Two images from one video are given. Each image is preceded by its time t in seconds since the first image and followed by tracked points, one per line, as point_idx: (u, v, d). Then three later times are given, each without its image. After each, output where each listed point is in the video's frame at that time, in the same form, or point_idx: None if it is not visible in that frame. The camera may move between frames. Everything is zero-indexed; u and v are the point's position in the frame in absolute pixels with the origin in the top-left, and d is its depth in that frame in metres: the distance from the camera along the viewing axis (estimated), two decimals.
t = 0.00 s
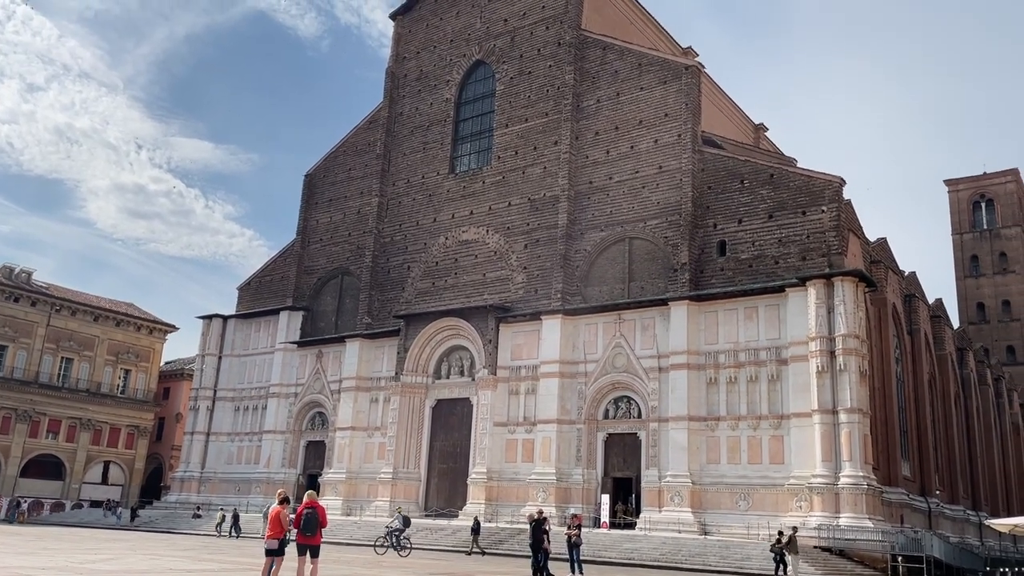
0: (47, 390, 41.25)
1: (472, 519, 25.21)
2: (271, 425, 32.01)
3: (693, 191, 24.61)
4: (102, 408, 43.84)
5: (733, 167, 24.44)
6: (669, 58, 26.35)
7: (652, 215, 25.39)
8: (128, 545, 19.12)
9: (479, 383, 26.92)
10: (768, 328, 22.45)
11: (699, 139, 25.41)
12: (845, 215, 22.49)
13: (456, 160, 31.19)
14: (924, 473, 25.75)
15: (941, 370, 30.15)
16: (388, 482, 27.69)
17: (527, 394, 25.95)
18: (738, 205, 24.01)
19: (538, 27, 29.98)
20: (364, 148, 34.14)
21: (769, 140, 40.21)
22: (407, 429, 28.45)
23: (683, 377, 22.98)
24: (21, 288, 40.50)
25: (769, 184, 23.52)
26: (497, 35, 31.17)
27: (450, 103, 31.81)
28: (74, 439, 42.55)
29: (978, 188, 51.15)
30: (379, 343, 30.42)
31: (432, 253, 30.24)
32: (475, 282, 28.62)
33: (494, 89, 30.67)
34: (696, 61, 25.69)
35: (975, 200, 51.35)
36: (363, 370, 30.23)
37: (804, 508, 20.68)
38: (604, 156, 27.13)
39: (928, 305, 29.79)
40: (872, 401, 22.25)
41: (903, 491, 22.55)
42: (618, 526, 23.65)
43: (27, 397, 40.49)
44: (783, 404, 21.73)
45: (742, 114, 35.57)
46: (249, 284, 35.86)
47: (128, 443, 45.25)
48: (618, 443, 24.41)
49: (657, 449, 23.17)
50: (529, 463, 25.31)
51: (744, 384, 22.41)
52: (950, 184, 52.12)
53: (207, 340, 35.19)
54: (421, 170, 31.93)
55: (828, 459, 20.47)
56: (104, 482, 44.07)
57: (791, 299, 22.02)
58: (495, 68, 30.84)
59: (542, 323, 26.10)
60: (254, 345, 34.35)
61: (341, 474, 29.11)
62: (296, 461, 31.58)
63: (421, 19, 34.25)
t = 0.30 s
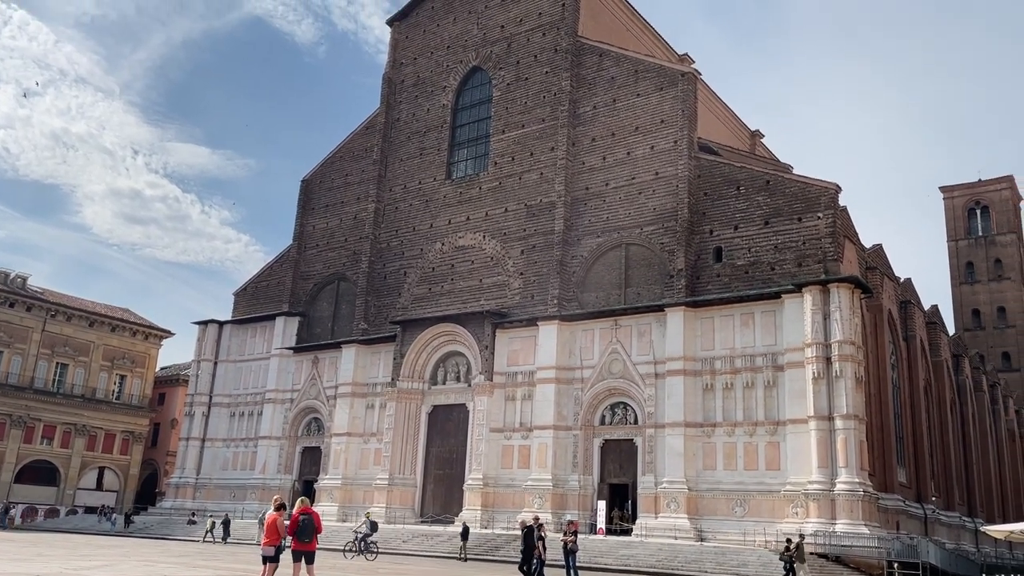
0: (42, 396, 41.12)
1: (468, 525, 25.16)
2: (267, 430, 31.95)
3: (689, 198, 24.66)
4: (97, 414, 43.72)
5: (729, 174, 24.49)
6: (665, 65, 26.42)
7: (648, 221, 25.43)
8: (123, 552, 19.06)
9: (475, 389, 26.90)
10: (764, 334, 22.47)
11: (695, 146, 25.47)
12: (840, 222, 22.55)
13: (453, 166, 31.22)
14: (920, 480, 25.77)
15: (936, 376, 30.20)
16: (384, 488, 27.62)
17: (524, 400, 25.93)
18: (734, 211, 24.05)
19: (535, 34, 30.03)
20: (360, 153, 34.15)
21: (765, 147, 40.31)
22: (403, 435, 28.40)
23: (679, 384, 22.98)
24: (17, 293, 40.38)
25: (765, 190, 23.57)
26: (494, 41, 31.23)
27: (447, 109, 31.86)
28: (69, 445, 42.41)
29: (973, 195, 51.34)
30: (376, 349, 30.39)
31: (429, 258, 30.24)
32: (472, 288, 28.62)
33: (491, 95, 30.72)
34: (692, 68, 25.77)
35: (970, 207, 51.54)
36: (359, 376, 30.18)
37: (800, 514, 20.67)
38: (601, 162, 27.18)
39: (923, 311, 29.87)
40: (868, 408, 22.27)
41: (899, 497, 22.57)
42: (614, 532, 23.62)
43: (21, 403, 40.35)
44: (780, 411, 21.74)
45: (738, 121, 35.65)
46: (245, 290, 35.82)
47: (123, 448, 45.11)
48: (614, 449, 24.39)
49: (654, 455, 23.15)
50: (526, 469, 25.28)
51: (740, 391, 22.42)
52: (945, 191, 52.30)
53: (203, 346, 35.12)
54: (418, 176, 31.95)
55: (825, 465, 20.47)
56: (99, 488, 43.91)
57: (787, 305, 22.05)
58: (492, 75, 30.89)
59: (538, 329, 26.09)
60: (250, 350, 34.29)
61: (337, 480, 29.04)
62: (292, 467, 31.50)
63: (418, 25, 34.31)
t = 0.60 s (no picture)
0: (37, 402, 40.99)
1: (465, 532, 25.09)
2: (263, 436, 31.86)
3: (686, 204, 24.69)
4: (92, 419, 43.57)
5: (726, 180, 24.52)
6: (662, 72, 26.48)
7: (644, 227, 25.45)
8: (117, 558, 18.99)
9: (472, 395, 26.86)
10: (760, 340, 22.47)
11: (691, 152, 25.51)
12: (836, 228, 22.59)
13: (449, 171, 31.24)
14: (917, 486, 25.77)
15: (933, 383, 30.23)
16: (380, 494, 27.54)
17: (520, 406, 25.90)
18: (730, 217, 24.07)
19: (531, 40, 30.08)
20: (357, 159, 34.15)
21: (761, 153, 40.38)
22: (399, 442, 28.33)
23: (676, 390, 22.96)
24: (12, 299, 40.28)
25: (761, 197, 23.61)
26: (490, 47, 31.28)
27: (444, 115, 31.88)
28: (63, 451, 42.25)
29: (969, 202, 51.49)
30: (372, 355, 30.35)
31: (425, 264, 30.23)
32: (468, 293, 28.60)
33: (488, 101, 30.75)
34: (688, 75, 25.84)
35: (965, 214, 51.67)
36: (355, 382, 30.12)
37: (796, 521, 20.65)
38: (597, 169, 27.20)
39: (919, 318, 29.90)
40: (864, 414, 22.27)
41: (895, 504, 22.57)
42: (611, 539, 23.58)
43: (16, 408, 40.20)
44: (776, 417, 21.74)
45: (734, 128, 35.79)
46: (241, 295, 35.75)
47: (118, 455, 44.95)
48: (611, 456, 24.36)
49: (650, 461, 23.13)
50: (522, 475, 25.23)
51: (737, 397, 22.42)
52: (940, 198, 52.42)
53: (199, 351, 35.05)
54: (414, 181, 31.96)
55: (821, 471, 20.46)
56: (94, 494, 43.73)
57: (784, 311, 22.06)
58: (488, 81, 30.93)
59: (534, 335, 26.08)
60: (246, 356, 34.22)
61: (333, 487, 28.94)
62: (288, 473, 31.41)
63: (415, 31, 34.34)
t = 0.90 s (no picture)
0: (33, 408, 40.89)
1: (461, 538, 25.05)
2: (259, 442, 31.81)
3: (682, 210, 24.75)
4: (87, 425, 43.47)
5: (722, 187, 24.59)
6: (658, 79, 26.57)
7: (641, 233, 25.49)
8: (111, 565, 18.95)
9: (468, 401, 26.85)
10: (756, 347, 22.51)
11: (687, 159, 25.58)
12: (832, 235, 22.65)
13: (446, 177, 31.27)
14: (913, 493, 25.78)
15: (928, 389, 30.29)
16: (376, 500, 27.50)
17: (517, 412, 25.89)
18: (726, 224, 24.13)
19: (528, 47, 30.16)
20: (354, 165, 34.19)
21: (757, 160, 40.52)
22: (395, 448, 28.29)
23: (672, 396, 22.98)
24: (8, 304, 40.21)
25: (757, 203, 23.67)
26: (487, 54, 31.35)
27: (441, 121, 31.94)
28: (58, 457, 42.14)
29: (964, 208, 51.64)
30: (368, 360, 30.33)
31: (422, 270, 30.25)
32: (465, 299, 28.61)
33: (485, 107, 30.82)
34: (685, 82, 25.93)
35: (960, 221, 51.81)
36: (352, 388, 30.10)
37: (793, 527, 20.66)
38: (594, 175, 27.26)
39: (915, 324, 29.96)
40: (860, 420, 22.30)
41: (891, 510, 22.58)
42: (607, 545, 23.57)
43: (11, 414, 40.10)
44: (772, 423, 21.77)
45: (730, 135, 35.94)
46: (238, 301, 35.73)
47: (113, 460, 44.83)
48: (608, 462, 24.35)
49: (647, 467, 23.13)
50: (518, 482, 25.20)
51: (733, 403, 22.44)
52: (936, 205, 52.56)
53: (195, 357, 35.00)
54: (411, 188, 31.99)
55: (817, 477, 20.48)
56: (89, 500, 43.59)
57: (780, 317, 22.10)
58: (485, 87, 31.00)
59: (531, 341, 26.08)
60: (242, 361, 34.19)
61: (329, 493, 28.89)
62: (283, 480, 31.34)
63: (412, 37, 34.41)
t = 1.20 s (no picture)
0: (28, 414, 40.76)
1: (457, 545, 24.98)
2: (255, 448, 31.73)
3: (679, 217, 24.79)
4: (82, 431, 43.34)
5: (718, 193, 24.64)
6: (655, 85, 26.65)
7: (637, 239, 25.53)
8: (107, 572, 18.87)
9: (465, 407, 26.81)
10: (753, 353, 22.53)
11: (684, 165, 25.63)
12: (828, 241, 22.69)
13: (443, 183, 31.30)
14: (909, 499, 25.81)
15: (925, 396, 30.33)
16: (372, 507, 27.43)
17: (513, 418, 25.87)
18: (722, 230, 24.17)
19: (525, 53, 30.23)
20: (351, 171, 34.21)
21: (753, 166, 40.62)
22: (392, 454, 28.24)
23: (669, 402, 22.98)
24: (4, 310, 40.10)
25: (753, 210, 23.72)
26: (484, 60, 31.41)
27: (438, 127, 31.98)
28: (54, 463, 42.01)
29: (959, 215, 51.78)
30: (365, 366, 30.30)
31: (418, 276, 30.25)
32: (462, 305, 28.60)
33: (482, 114, 30.87)
34: (681, 88, 26.01)
35: (956, 228, 51.94)
36: (348, 394, 30.05)
37: (790, 533, 20.64)
38: (591, 181, 27.30)
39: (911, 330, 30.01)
40: (857, 427, 22.33)
41: (888, 516, 22.58)
42: (604, 552, 23.53)
43: (6, 420, 39.96)
44: (769, 429, 21.78)
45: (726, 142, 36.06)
46: (234, 306, 35.68)
47: (108, 467, 44.71)
48: (604, 468, 24.35)
49: (644, 473, 23.12)
50: (515, 488, 25.16)
51: (729, 409, 22.44)
52: (931, 212, 52.68)
53: (191, 363, 34.93)
54: (408, 194, 32.01)
55: (814, 484, 20.48)
56: (84, 507, 43.43)
57: (776, 324, 22.13)
58: (482, 93, 31.05)
59: (528, 347, 26.08)
60: (238, 367, 34.14)
61: (325, 499, 28.82)
62: (279, 486, 31.27)
63: (409, 44, 34.48)
